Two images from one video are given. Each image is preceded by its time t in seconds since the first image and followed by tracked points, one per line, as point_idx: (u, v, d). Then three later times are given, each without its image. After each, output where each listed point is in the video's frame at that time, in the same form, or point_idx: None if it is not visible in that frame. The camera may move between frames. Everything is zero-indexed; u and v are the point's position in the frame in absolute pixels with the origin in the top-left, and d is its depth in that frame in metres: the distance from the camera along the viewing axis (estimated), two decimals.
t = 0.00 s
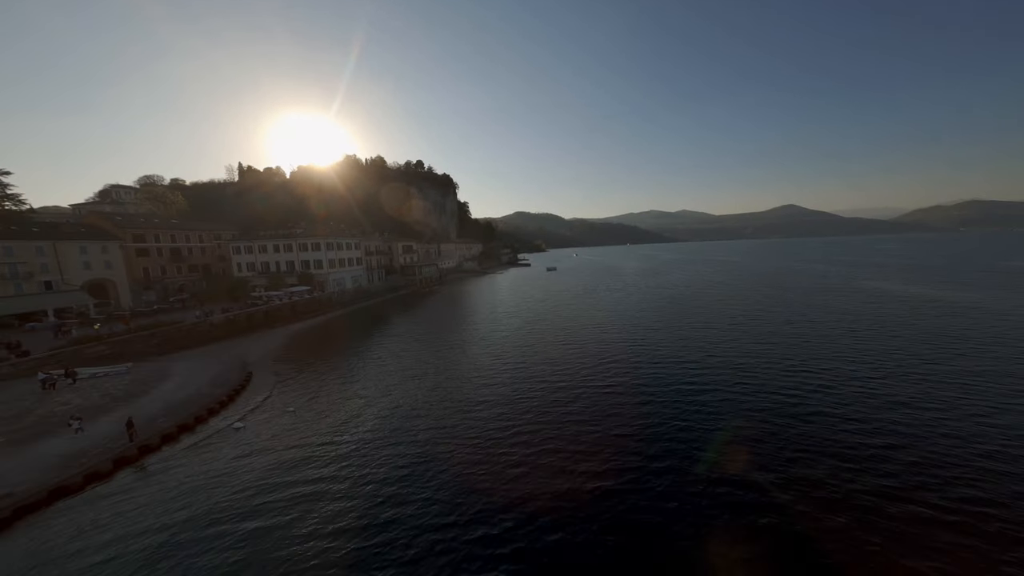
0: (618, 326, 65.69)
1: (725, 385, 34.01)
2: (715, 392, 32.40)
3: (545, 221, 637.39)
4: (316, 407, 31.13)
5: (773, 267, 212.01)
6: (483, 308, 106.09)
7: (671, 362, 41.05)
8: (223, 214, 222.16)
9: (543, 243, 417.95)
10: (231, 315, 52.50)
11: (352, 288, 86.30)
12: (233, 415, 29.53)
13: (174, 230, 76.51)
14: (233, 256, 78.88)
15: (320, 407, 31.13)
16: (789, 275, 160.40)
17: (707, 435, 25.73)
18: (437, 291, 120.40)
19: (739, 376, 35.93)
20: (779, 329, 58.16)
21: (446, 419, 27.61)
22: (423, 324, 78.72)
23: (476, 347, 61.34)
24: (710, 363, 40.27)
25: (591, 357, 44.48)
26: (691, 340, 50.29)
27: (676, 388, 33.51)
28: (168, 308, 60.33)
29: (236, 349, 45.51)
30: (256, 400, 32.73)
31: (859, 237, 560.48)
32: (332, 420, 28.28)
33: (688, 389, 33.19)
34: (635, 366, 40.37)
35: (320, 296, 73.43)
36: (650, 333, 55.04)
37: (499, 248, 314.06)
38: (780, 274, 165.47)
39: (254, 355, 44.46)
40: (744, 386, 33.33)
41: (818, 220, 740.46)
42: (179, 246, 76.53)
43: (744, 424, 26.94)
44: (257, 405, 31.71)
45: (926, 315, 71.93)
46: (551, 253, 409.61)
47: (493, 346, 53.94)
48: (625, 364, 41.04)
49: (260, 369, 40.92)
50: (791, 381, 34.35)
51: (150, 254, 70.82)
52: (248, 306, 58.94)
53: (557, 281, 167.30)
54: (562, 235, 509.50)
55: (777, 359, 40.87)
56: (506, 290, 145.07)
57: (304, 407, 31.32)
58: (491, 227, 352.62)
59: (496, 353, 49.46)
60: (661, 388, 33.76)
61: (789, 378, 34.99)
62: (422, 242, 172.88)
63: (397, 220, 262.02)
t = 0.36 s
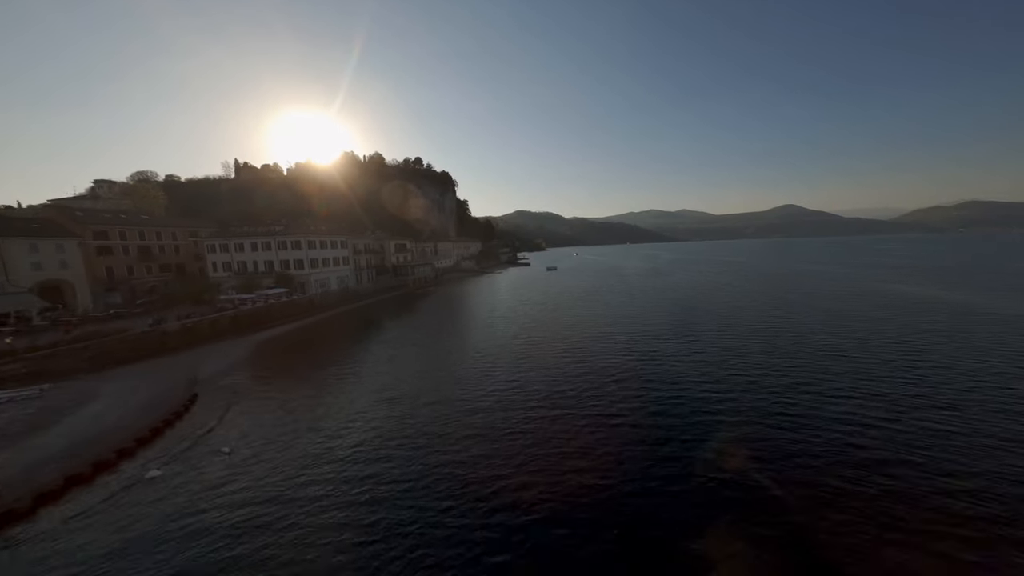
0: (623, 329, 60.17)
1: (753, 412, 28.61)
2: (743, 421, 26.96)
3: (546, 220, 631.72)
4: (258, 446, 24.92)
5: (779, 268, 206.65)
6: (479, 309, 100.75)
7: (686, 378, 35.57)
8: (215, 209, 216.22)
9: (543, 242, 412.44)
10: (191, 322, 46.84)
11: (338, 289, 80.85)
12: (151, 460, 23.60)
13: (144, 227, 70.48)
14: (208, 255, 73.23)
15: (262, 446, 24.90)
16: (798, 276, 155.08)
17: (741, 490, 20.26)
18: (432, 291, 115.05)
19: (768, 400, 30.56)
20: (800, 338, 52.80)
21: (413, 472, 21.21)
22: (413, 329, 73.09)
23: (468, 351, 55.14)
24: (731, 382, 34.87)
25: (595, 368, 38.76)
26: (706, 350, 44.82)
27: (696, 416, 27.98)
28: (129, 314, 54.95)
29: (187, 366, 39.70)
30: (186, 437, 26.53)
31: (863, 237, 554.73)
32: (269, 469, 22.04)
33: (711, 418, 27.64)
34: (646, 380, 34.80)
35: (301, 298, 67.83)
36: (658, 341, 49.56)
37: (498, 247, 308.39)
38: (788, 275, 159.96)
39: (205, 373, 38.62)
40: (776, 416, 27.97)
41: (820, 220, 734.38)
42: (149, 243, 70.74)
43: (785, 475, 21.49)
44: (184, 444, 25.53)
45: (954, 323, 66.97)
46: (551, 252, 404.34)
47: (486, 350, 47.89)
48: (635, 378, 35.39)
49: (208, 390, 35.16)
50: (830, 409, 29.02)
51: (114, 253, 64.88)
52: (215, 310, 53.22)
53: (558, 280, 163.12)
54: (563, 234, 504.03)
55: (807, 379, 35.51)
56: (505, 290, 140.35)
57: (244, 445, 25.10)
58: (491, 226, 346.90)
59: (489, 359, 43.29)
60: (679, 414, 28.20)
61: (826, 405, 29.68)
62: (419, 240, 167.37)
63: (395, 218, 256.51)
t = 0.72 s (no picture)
0: (632, 336, 54.07)
1: (810, 456, 22.11)
2: (794, 466, 21.14)
3: (548, 219, 625.63)
4: (163, 516, 19.05)
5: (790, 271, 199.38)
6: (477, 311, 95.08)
7: (713, 404, 29.24)
8: (210, 206, 211.45)
9: (545, 241, 406.48)
10: (141, 334, 41.43)
11: (325, 290, 75.00)
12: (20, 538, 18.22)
13: (110, 224, 64.85)
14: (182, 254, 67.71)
15: (169, 514, 19.12)
16: (812, 279, 147.78)
17: None
18: (428, 294, 109.14)
19: (825, 437, 24.02)
20: (838, 347, 46.17)
21: (342, 573, 15.27)
22: (404, 334, 66.87)
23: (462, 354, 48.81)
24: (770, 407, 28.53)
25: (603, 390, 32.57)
26: (732, 366, 38.51)
27: (735, 463, 21.71)
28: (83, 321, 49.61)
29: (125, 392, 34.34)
30: (82, 497, 21.08)
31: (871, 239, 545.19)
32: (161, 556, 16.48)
33: (755, 468, 21.28)
34: (664, 408, 28.61)
35: (279, 302, 61.94)
36: (674, 354, 43.49)
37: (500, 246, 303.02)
38: (802, 277, 152.96)
39: (142, 401, 33.31)
40: (842, 462, 21.42)
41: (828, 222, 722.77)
42: (116, 242, 65.22)
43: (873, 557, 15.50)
44: (72, 509, 19.95)
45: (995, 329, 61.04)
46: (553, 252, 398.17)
47: (477, 366, 41.76)
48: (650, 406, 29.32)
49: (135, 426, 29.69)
50: (911, 448, 22.51)
51: (75, 252, 59.33)
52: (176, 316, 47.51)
53: (560, 281, 157.66)
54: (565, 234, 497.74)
55: (865, 403, 28.97)
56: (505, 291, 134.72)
57: (145, 512, 19.44)
58: (493, 225, 340.96)
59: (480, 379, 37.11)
60: (711, 461, 21.96)
61: (905, 443, 23.10)
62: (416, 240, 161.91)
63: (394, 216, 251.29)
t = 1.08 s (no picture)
0: (645, 346, 47.53)
1: (909, 546, 15.65)
2: (877, 552, 15.37)
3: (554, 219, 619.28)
4: None
5: (807, 272, 190.30)
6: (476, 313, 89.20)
7: (755, 451, 22.65)
8: (208, 205, 208.19)
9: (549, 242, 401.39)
10: (76, 348, 36.01)
11: (309, 293, 69.31)
12: None
13: (78, 220, 60.02)
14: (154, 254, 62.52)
15: None
16: (834, 281, 139.30)
17: None
18: (425, 296, 103.43)
19: (928, 518, 17.02)
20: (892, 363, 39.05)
21: None
22: (393, 341, 60.91)
23: (450, 366, 42.24)
24: (833, 459, 21.75)
25: (613, 427, 26.04)
26: (770, 390, 31.80)
27: (804, 559, 15.25)
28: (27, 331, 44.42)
29: (31, 425, 28.75)
30: None
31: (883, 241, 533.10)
32: None
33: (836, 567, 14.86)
34: (693, 457, 22.12)
35: (254, 307, 56.14)
36: (697, 372, 36.93)
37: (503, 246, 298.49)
38: (822, 279, 144.44)
39: (45, 437, 27.51)
40: (954, 557, 15.13)
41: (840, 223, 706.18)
42: (82, 239, 60.17)
43: None
44: None
45: None
46: (558, 253, 392.53)
47: (464, 386, 35.20)
48: (674, 454, 22.73)
49: (15, 475, 23.71)
50: None
51: (33, 250, 54.34)
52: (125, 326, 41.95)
53: (565, 281, 153.56)
54: (569, 235, 491.99)
55: (951, 449, 22.60)
56: (507, 291, 129.25)
57: None
58: (497, 224, 335.82)
59: (464, 405, 30.50)
60: (766, 558, 15.28)
61: (1016, 511, 17.35)
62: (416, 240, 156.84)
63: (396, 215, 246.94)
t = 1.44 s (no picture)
0: (663, 365, 40.90)
1: None
2: None
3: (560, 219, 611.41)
4: None
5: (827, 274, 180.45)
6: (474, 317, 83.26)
7: (831, 545, 16.41)
8: (208, 204, 205.02)
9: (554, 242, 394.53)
10: None
11: (292, 297, 63.93)
12: None
13: (39, 217, 55.11)
14: (123, 253, 57.43)
15: None
16: (859, 286, 130.12)
17: None
18: (421, 299, 98.04)
19: None
20: (965, 390, 32.39)
21: None
22: (380, 351, 55.31)
23: (433, 391, 35.91)
24: (949, 570, 15.22)
25: (630, 497, 19.63)
26: (829, 433, 25.07)
27: None
28: None
29: None
30: None
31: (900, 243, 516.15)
32: None
33: None
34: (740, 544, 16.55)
35: (225, 314, 50.78)
36: (730, 404, 30.25)
37: (506, 246, 292.63)
38: (846, 284, 135.51)
39: None
40: None
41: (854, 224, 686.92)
42: (44, 238, 55.38)
43: None
44: None
45: None
46: (562, 253, 385.60)
47: (443, 421, 28.83)
48: (717, 550, 16.40)
49: None
50: None
51: None
52: (64, 338, 36.83)
53: (569, 283, 147.23)
54: (575, 235, 483.76)
55: None
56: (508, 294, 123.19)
57: None
58: (500, 224, 329.89)
59: (437, 452, 24.14)
60: None
61: None
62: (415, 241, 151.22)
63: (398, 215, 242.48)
